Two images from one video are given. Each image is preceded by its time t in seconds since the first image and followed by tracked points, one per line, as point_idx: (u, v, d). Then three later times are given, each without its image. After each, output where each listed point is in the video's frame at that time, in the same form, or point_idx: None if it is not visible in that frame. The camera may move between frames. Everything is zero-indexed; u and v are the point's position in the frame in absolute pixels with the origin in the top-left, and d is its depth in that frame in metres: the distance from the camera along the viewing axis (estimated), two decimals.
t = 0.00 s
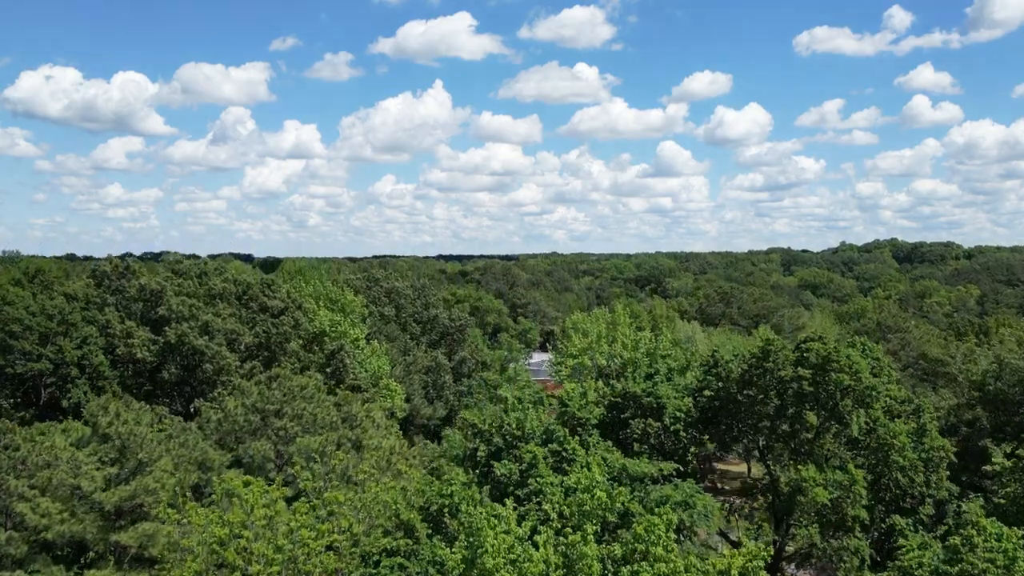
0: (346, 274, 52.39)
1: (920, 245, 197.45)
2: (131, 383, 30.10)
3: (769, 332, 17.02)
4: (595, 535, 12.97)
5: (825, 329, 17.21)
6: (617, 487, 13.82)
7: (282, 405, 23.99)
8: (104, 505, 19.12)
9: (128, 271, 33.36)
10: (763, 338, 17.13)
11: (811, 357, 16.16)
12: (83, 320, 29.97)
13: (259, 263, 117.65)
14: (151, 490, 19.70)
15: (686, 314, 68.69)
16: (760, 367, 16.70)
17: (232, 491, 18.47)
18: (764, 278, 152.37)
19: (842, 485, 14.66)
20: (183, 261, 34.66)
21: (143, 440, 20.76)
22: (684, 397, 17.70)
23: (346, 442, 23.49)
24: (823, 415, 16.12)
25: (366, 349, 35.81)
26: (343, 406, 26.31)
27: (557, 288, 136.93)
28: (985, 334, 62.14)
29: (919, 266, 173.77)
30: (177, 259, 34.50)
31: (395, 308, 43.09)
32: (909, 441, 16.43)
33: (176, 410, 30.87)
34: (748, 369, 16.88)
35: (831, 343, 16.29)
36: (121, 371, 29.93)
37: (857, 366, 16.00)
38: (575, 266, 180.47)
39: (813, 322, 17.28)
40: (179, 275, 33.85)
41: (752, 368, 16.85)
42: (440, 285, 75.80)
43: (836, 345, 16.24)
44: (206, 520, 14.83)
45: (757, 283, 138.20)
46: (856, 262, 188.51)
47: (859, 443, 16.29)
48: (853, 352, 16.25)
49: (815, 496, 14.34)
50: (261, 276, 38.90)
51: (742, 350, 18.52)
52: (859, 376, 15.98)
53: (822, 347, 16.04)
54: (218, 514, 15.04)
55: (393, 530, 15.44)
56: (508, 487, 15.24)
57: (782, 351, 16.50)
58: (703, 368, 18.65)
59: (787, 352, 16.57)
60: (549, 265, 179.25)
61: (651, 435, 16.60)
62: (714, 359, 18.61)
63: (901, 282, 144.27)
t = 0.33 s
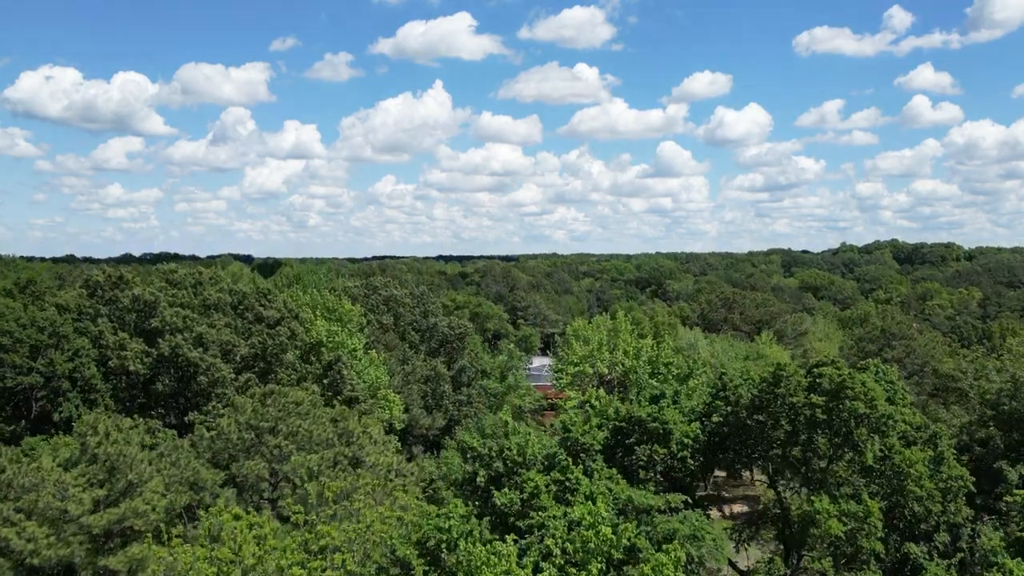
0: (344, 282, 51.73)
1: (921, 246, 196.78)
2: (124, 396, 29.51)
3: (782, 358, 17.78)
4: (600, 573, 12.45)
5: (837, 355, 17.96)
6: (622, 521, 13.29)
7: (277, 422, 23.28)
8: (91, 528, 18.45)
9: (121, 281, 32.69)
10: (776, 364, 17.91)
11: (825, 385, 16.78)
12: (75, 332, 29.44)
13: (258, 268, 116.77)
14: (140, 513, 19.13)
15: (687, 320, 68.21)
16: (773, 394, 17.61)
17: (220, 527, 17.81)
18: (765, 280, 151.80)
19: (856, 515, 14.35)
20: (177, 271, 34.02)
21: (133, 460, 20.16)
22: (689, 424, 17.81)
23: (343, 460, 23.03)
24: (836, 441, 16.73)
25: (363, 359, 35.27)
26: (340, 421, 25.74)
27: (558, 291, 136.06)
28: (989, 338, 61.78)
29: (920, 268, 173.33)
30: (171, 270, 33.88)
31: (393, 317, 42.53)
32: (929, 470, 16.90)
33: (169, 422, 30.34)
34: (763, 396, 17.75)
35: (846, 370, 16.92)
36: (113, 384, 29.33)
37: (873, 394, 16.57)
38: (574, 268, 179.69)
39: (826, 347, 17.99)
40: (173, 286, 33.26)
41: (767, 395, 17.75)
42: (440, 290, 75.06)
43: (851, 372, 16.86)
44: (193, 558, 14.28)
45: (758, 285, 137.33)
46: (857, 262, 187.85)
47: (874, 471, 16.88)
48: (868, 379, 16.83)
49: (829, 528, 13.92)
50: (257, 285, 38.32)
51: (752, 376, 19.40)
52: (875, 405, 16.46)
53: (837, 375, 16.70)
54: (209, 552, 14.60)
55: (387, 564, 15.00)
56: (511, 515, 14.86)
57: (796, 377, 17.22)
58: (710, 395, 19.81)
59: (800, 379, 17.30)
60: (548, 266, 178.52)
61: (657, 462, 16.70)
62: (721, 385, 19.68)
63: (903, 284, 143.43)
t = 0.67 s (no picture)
0: (342, 290, 51.24)
1: (922, 247, 196.42)
2: (116, 410, 29.01)
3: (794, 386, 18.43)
4: None
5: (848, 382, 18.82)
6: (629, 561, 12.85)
7: (271, 441, 22.52)
8: (79, 554, 17.76)
9: (115, 291, 32.12)
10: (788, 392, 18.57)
11: (839, 415, 17.57)
12: (68, 345, 29.12)
13: (256, 273, 115.54)
14: (129, 537, 18.50)
15: (688, 326, 67.71)
16: (785, 423, 18.23)
17: (210, 561, 17.09)
18: (767, 282, 151.14)
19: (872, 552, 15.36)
20: (172, 281, 33.37)
21: (124, 482, 19.64)
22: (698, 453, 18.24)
23: (340, 478, 22.60)
24: (851, 470, 17.49)
25: (361, 370, 34.82)
26: (336, 438, 25.12)
27: (558, 292, 135.48)
28: (992, 344, 61.45)
29: (921, 269, 172.81)
30: (166, 279, 33.20)
31: (392, 325, 42.09)
32: (947, 501, 17.81)
33: (163, 435, 29.89)
34: (774, 424, 18.35)
35: (859, 400, 17.73)
36: (106, 398, 28.82)
37: (887, 423, 17.35)
38: (575, 269, 178.83)
39: (838, 375, 18.78)
40: (168, 296, 32.67)
41: (778, 423, 18.36)
42: (438, 294, 74.46)
43: (864, 402, 17.68)
44: None
45: (759, 287, 136.74)
46: (858, 262, 187.43)
47: (889, 501, 17.66)
48: (883, 409, 17.65)
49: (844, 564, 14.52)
50: (253, 295, 37.82)
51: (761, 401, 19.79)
52: (890, 435, 17.25)
53: (850, 406, 17.56)
54: None
55: None
56: (510, 546, 14.79)
57: (810, 407, 17.87)
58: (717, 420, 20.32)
59: (813, 408, 17.94)
60: (548, 268, 177.63)
61: (664, 491, 16.84)
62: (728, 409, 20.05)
63: (905, 286, 142.95)
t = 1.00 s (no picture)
0: (340, 298, 50.70)
1: (923, 249, 196.10)
2: (109, 424, 28.42)
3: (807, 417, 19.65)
4: None
5: (862, 411, 19.96)
6: None
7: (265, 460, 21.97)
8: None
9: (108, 302, 31.58)
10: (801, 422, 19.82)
11: (855, 447, 18.63)
12: (59, 358, 28.49)
13: (256, 275, 114.86)
14: (118, 562, 17.70)
15: (690, 332, 67.27)
16: (796, 453, 19.54)
17: None
18: (768, 284, 150.22)
19: None
20: (167, 292, 32.82)
21: (114, 506, 19.02)
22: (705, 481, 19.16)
23: (336, 497, 22.10)
24: (868, 502, 18.55)
25: (359, 381, 34.25)
26: (332, 456, 24.49)
27: (558, 295, 134.98)
28: (996, 350, 60.83)
29: (923, 271, 171.89)
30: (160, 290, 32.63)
31: (391, 334, 41.63)
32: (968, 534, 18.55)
33: (156, 450, 29.33)
34: (786, 454, 19.70)
35: (876, 431, 18.74)
36: (98, 411, 28.23)
37: (904, 456, 18.26)
38: (575, 271, 177.81)
39: (852, 405, 19.96)
40: (162, 307, 32.10)
41: (790, 453, 19.68)
42: (437, 299, 73.92)
43: (881, 433, 18.67)
44: None
45: (760, 290, 136.19)
46: (859, 264, 186.95)
47: (905, 534, 18.51)
48: (901, 442, 18.51)
49: None
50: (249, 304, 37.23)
51: (772, 429, 21.27)
52: (908, 468, 18.10)
53: (868, 438, 18.53)
54: None
55: None
56: None
57: (824, 439, 19.04)
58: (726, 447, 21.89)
59: (827, 440, 19.04)
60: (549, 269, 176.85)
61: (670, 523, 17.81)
62: (738, 436, 21.57)
63: (906, 288, 142.28)
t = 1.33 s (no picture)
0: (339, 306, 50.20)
1: (924, 250, 195.87)
2: (101, 438, 27.85)
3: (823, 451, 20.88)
4: None
5: (879, 445, 21.48)
6: None
7: (258, 480, 21.40)
8: None
9: (101, 312, 30.74)
10: (816, 456, 21.07)
11: (873, 481, 20.09)
12: (50, 372, 27.96)
13: (257, 278, 114.27)
14: None
15: (692, 338, 66.87)
16: (811, 487, 20.83)
17: None
18: (769, 285, 149.70)
19: None
20: (161, 303, 32.24)
21: (103, 529, 18.36)
22: (714, 514, 20.69)
23: (332, 518, 21.59)
24: (886, 536, 19.98)
25: (357, 393, 33.71)
26: (328, 474, 23.99)
27: (558, 297, 134.53)
28: (1000, 355, 60.46)
29: (924, 271, 171.57)
30: (154, 301, 32.07)
31: (389, 344, 41.20)
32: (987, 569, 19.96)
33: (150, 464, 28.76)
34: (800, 488, 20.95)
35: (894, 467, 20.21)
36: (90, 426, 27.71)
37: (925, 492, 19.64)
38: (575, 272, 176.89)
39: (869, 439, 21.35)
40: (157, 318, 31.55)
41: (805, 486, 20.96)
42: (438, 305, 73.49)
43: (899, 469, 20.14)
44: None
45: (761, 292, 135.69)
46: (860, 265, 186.60)
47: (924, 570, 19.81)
48: (921, 477, 19.91)
49: None
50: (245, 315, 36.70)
51: (783, 461, 22.49)
52: (927, 505, 19.45)
53: (889, 474, 19.99)
54: None
55: None
56: None
57: (841, 474, 20.29)
58: (735, 476, 23.19)
59: (843, 474, 20.34)
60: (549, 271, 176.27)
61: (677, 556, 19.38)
62: (748, 466, 22.73)
63: (907, 290, 141.87)
